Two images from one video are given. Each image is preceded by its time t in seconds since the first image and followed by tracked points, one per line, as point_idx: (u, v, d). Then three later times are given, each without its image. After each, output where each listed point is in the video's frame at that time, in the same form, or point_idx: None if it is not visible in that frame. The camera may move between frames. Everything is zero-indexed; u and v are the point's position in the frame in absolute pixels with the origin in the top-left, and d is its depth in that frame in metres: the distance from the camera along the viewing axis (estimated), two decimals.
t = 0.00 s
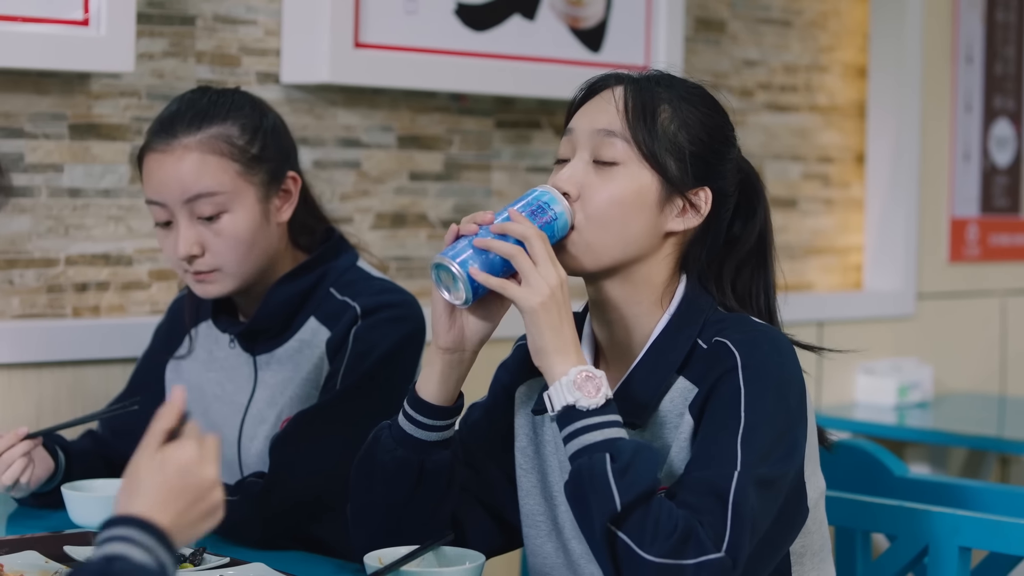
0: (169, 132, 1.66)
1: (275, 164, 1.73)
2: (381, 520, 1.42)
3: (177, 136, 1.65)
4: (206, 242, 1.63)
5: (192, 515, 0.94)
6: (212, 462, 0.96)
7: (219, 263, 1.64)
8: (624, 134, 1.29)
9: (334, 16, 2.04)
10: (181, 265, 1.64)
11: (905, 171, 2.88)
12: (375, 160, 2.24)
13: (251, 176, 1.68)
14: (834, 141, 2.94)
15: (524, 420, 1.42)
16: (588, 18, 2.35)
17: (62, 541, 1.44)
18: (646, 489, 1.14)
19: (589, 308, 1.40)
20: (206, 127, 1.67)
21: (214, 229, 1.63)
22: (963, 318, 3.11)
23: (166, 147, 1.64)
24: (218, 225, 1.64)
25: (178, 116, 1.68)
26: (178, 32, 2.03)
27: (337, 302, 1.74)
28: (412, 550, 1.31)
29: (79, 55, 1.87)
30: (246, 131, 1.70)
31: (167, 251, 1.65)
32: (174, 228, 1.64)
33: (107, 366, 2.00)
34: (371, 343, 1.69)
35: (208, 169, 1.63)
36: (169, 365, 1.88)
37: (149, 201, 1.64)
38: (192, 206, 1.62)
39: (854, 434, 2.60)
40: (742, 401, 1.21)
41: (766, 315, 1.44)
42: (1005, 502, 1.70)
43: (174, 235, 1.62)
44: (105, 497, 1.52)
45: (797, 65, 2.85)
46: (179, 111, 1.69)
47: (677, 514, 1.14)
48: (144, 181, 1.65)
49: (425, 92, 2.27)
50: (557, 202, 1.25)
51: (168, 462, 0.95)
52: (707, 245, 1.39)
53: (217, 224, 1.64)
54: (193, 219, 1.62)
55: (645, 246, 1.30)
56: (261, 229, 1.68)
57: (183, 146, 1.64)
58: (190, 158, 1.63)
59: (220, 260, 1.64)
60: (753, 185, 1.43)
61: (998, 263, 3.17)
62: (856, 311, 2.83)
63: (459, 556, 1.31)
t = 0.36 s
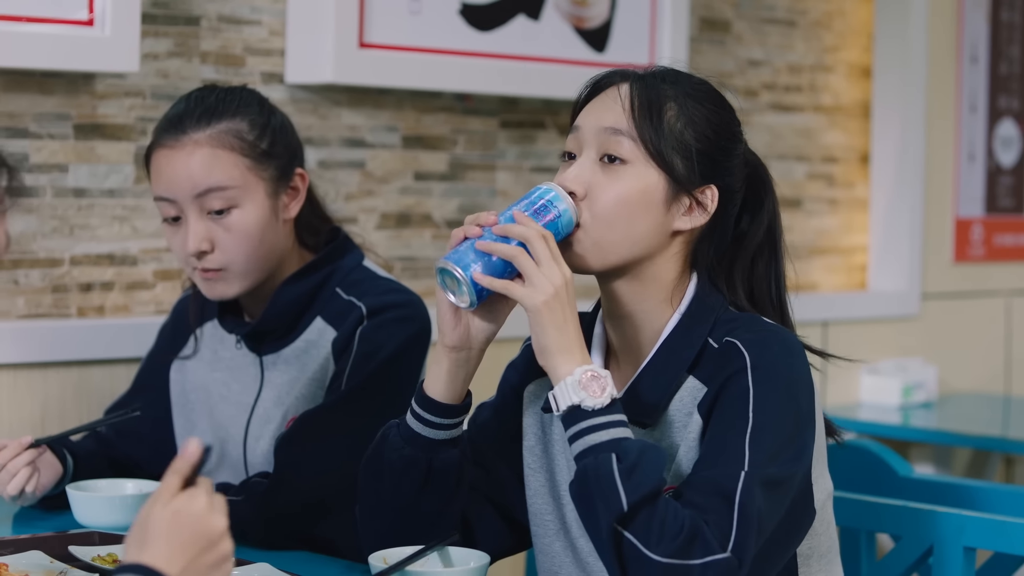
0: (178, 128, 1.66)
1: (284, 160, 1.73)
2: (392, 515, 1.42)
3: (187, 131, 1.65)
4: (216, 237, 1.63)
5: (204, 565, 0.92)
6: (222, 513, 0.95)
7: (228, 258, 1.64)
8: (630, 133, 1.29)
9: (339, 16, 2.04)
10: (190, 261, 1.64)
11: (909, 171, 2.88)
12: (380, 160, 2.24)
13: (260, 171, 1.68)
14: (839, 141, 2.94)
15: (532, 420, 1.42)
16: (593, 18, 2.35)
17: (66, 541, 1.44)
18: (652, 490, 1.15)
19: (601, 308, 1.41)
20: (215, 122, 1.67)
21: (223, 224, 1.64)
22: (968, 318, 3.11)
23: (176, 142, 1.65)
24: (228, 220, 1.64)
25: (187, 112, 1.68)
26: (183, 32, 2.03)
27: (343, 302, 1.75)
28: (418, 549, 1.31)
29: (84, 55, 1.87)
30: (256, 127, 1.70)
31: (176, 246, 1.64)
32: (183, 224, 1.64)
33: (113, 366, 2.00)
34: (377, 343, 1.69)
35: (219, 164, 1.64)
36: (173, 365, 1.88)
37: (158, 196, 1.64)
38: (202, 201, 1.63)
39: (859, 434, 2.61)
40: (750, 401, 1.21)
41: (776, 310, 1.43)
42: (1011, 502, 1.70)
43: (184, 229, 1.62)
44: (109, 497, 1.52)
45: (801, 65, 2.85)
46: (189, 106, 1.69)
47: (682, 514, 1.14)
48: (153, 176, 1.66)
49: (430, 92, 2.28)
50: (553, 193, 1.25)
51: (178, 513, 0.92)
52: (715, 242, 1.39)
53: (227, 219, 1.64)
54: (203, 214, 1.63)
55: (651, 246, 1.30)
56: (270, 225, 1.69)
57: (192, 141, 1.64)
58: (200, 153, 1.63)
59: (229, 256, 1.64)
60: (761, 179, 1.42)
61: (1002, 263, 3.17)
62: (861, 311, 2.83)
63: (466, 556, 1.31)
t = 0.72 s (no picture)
0: (190, 127, 1.66)
1: (295, 160, 1.73)
2: (393, 519, 1.43)
3: (199, 131, 1.66)
4: (226, 237, 1.63)
5: None
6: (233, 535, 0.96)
7: (238, 259, 1.65)
8: (632, 135, 1.28)
9: (348, 16, 2.04)
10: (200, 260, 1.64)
11: (917, 171, 2.88)
12: (387, 160, 2.24)
13: (271, 171, 1.68)
14: (846, 141, 2.94)
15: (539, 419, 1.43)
16: (600, 19, 2.35)
17: (74, 541, 1.44)
18: (671, 494, 1.14)
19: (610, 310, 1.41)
20: (226, 122, 1.67)
21: (234, 224, 1.64)
22: (976, 318, 3.11)
23: (187, 141, 1.65)
24: (238, 219, 1.64)
25: (198, 112, 1.68)
26: (190, 32, 2.03)
27: (352, 303, 1.74)
28: (425, 550, 1.31)
29: (92, 55, 1.87)
30: (267, 127, 1.70)
31: (186, 246, 1.65)
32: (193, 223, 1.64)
33: (121, 365, 2.00)
34: (387, 343, 1.69)
35: (230, 164, 1.64)
36: (181, 365, 1.88)
37: (168, 196, 1.64)
38: (213, 201, 1.63)
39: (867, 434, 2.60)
40: (762, 402, 1.21)
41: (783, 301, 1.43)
42: (1019, 503, 1.70)
43: (194, 229, 1.62)
44: (117, 497, 1.52)
45: (809, 65, 2.85)
46: (200, 105, 1.69)
47: (700, 518, 1.14)
48: (163, 176, 1.66)
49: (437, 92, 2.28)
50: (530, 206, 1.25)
51: (186, 532, 0.94)
52: (719, 239, 1.39)
53: (237, 219, 1.64)
54: (213, 214, 1.63)
55: (658, 247, 1.30)
56: (281, 225, 1.69)
57: (204, 141, 1.65)
58: (211, 153, 1.63)
59: (239, 256, 1.64)
60: (760, 171, 1.42)
61: (1009, 263, 3.16)
62: (869, 311, 2.83)
63: (474, 556, 1.31)
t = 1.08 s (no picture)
0: (208, 127, 1.66)
1: (313, 160, 1.73)
2: (405, 521, 1.42)
3: (217, 131, 1.66)
4: (245, 236, 1.63)
5: None
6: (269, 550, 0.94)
7: (257, 258, 1.65)
8: (620, 153, 1.26)
9: (365, 16, 2.04)
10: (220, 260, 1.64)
11: (934, 172, 2.87)
12: (405, 161, 2.24)
13: (290, 171, 1.68)
14: (863, 141, 2.94)
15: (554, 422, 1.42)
16: (618, 19, 2.35)
17: (93, 541, 1.43)
18: (691, 499, 1.14)
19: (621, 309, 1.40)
20: (244, 122, 1.67)
21: (253, 224, 1.64)
22: (994, 318, 3.10)
23: (205, 141, 1.65)
24: (258, 219, 1.64)
25: (215, 112, 1.68)
26: (208, 32, 2.03)
27: (371, 303, 1.75)
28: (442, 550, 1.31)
29: (110, 55, 1.87)
30: (285, 127, 1.70)
31: (205, 245, 1.65)
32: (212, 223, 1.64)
33: (138, 365, 2.00)
34: (404, 344, 1.69)
35: (249, 164, 1.64)
36: (200, 365, 1.89)
37: (187, 196, 1.64)
38: (232, 200, 1.63)
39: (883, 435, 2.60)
40: (778, 403, 1.21)
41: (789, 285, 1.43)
42: None
43: (213, 228, 1.62)
44: (132, 497, 1.53)
45: (826, 65, 2.85)
46: (218, 105, 1.69)
47: (722, 523, 1.14)
48: (181, 176, 1.66)
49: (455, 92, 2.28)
50: (498, 229, 1.23)
51: (224, 543, 0.92)
52: (724, 235, 1.39)
53: (256, 218, 1.64)
54: (232, 213, 1.63)
55: (664, 258, 1.29)
56: (300, 225, 1.69)
57: (222, 141, 1.65)
58: (229, 152, 1.64)
59: (258, 255, 1.64)
60: (756, 155, 1.41)
61: None
62: (886, 311, 2.83)
63: (490, 557, 1.31)
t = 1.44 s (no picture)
0: (227, 129, 1.66)
1: (333, 158, 1.73)
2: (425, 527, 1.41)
3: (236, 132, 1.66)
4: (268, 236, 1.64)
5: None
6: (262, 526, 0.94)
7: (280, 257, 1.65)
8: (609, 181, 1.24)
9: (384, 16, 2.04)
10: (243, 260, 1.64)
11: (954, 172, 2.87)
12: (424, 161, 2.24)
13: (311, 169, 1.68)
14: (883, 141, 2.94)
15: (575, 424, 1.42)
16: (637, 19, 2.35)
17: (113, 539, 1.43)
18: (709, 505, 1.14)
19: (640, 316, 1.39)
20: (264, 122, 1.67)
21: (275, 224, 1.64)
22: (1014, 319, 3.10)
23: (224, 143, 1.65)
24: (279, 219, 1.64)
25: (233, 113, 1.68)
26: (228, 32, 2.03)
27: (392, 304, 1.74)
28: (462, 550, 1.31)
29: (131, 55, 1.87)
30: (305, 126, 1.70)
31: (228, 246, 1.65)
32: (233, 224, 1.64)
33: (157, 365, 2.00)
34: (425, 344, 1.69)
35: (269, 164, 1.64)
36: (220, 365, 1.89)
37: (208, 197, 1.64)
38: (253, 201, 1.63)
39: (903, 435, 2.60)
40: (800, 405, 1.21)
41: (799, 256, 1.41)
42: None
43: (236, 229, 1.63)
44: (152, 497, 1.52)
45: (845, 65, 2.85)
46: (238, 105, 1.69)
47: (743, 528, 1.14)
48: (202, 177, 1.66)
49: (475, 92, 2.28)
50: (487, 244, 1.21)
51: (215, 521, 0.92)
52: (736, 227, 1.35)
53: (278, 218, 1.64)
54: (254, 214, 1.63)
55: (677, 270, 1.28)
56: (322, 224, 1.69)
57: (242, 142, 1.65)
58: (249, 154, 1.63)
59: (281, 254, 1.65)
60: (755, 128, 1.36)
61: None
62: (905, 312, 2.82)
63: (511, 555, 1.30)
